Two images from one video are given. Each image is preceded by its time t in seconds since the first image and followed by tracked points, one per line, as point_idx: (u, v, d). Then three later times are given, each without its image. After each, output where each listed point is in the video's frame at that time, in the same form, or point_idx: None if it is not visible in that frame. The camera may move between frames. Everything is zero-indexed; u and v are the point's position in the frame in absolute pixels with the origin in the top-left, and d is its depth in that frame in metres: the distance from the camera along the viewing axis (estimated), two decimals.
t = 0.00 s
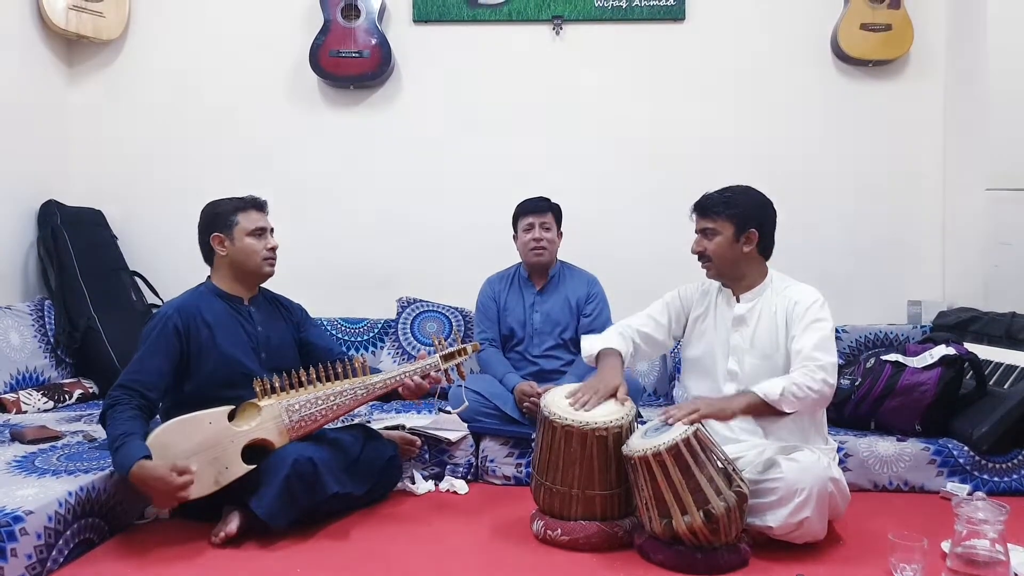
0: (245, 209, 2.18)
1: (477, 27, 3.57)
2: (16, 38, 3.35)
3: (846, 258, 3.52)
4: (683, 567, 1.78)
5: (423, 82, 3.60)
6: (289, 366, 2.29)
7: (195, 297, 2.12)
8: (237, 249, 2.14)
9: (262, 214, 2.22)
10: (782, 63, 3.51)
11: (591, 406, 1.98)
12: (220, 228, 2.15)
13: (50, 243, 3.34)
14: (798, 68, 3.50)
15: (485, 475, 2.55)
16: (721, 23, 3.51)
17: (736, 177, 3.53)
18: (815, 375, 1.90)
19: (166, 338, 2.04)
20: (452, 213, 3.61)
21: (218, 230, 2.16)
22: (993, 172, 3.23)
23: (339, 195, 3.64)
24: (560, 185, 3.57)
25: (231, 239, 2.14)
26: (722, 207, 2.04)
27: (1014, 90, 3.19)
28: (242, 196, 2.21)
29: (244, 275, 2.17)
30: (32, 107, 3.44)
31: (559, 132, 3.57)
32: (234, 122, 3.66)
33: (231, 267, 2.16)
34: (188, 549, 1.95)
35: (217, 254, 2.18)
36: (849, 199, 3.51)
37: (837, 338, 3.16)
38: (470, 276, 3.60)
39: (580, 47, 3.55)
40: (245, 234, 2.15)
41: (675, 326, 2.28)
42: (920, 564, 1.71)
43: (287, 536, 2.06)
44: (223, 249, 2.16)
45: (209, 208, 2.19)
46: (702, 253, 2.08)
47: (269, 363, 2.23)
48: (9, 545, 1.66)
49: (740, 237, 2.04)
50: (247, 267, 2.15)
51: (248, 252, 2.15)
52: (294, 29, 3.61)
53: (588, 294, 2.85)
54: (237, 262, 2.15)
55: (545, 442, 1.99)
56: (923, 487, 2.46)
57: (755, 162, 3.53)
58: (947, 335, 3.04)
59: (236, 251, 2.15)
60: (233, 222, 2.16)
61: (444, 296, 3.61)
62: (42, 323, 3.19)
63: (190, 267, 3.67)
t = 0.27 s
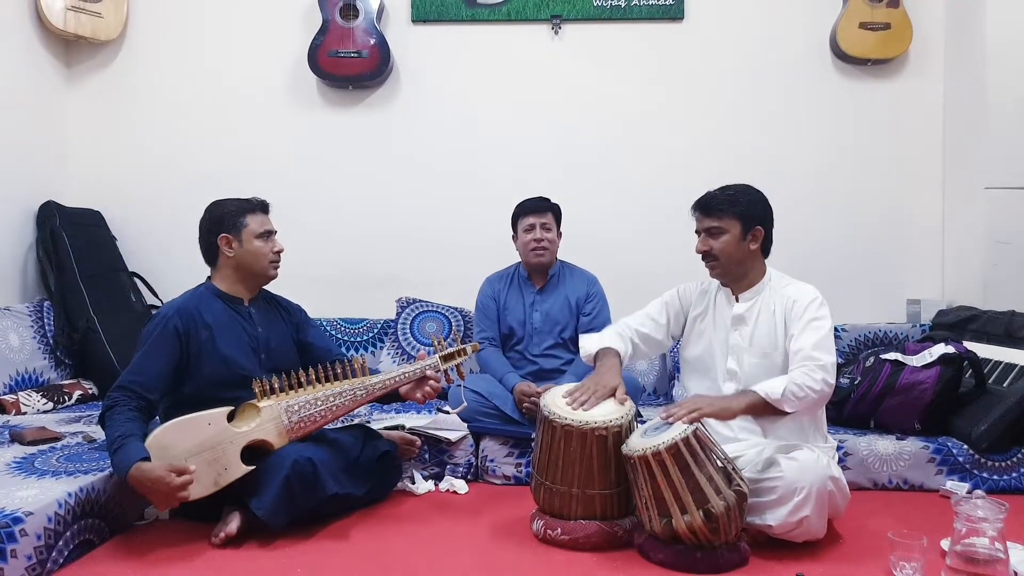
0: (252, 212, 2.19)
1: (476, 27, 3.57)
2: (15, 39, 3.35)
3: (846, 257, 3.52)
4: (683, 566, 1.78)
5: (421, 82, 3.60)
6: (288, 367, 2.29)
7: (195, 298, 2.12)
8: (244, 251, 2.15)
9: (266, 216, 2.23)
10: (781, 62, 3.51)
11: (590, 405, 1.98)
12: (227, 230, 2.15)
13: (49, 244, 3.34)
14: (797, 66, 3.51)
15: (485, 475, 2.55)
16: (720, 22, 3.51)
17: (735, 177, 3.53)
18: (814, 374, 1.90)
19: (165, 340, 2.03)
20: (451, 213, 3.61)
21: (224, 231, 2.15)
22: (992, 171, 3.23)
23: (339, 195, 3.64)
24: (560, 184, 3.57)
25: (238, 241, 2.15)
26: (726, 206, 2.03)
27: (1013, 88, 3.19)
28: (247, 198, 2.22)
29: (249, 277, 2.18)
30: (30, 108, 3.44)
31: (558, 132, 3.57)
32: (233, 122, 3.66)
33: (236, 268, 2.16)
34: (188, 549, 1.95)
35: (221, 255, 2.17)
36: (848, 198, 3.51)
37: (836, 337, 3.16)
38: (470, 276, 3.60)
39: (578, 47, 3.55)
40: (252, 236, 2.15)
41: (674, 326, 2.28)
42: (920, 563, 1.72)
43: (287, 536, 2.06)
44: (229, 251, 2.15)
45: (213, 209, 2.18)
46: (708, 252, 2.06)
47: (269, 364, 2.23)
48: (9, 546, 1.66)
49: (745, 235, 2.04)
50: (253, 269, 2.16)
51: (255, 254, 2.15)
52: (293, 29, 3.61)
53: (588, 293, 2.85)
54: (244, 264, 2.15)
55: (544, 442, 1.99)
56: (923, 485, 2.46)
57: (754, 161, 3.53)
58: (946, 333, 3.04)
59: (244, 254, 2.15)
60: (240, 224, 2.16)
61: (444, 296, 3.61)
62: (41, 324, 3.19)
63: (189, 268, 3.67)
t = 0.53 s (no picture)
0: (256, 213, 2.18)
1: (474, 26, 3.57)
2: (13, 38, 3.34)
3: (845, 256, 3.52)
4: (682, 565, 1.79)
5: (421, 81, 3.59)
6: (287, 366, 2.29)
7: (193, 298, 2.12)
8: (247, 253, 2.14)
9: (269, 218, 2.23)
10: (780, 62, 3.51)
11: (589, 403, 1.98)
12: (230, 231, 2.15)
13: (47, 244, 3.34)
14: (796, 66, 3.51)
15: (485, 473, 2.55)
16: (719, 22, 3.51)
17: (733, 176, 3.54)
18: (812, 370, 1.89)
19: (164, 340, 2.03)
20: (450, 212, 3.61)
21: (227, 232, 2.15)
22: (990, 170, 3.23)
23: (338, 194, 3.63)
24: (559, 184, 3.57)
25: (241, 242, 2.14)
26: (733, 204, 2.02)
27: (1011, 86, 3.19)
28: (251, 200, 2.21)
29: (251, 278, 2.18)
30: (29, 108, 3.44)
31: (558, 131, 3.57)
32: (232, 121, 3.66)
33: (239, 269, 2.16)
34: (187, 549, 1.95)
35: (222, 256, 2.17)
36: (847, 197, 3.52)
37: (835, 336, 3.16)
38: (469, 276, 3.60)
39: (577, 46, 3.55)
40: (255, 238, 2.15)
41: (672, 321, 2.28)
42: (919, 561, 1.72)
43: (286, 535, 2.06)
44: (230, 252, 2.15)
45: (216, 209, 2.18)
46: (716, 251, 2.05)
47: (268, 364, 2.23)
48: (8, 545, 1.66)
49: (751, 233, 2.05)
50: (255, 270, 2.16)
51: (258, 256, 2.15)
52: (292, 28, 3.60)
53: (585, 293, 2.86)
54: (246, 265, 2.15)
55: (543, 441, 1.99)
56: (922, 484, 2.46)
57: (754, 160, 3.53)
58: (945, 332, 3.05)
59: (247, 256, 2.15)
60: (244, 225, 2.16)
61: (443, 296, 3.61)
62: (40, 323, 3.19)
63: (188, 267, 3.67)
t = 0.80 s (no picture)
0: (256, 213, 2.19)
1: (473, 26, 3.57)
2: (11, 40, 3.34)
3: (844, 255, 3.52)
4: (682, 564, 1.79)
5: (419, 81, 3.59)
6: (287, 367, 2.28)
7: (193, 298, 2.12)
8: (247, 252, 2.14)
9: (269, 218, 2.23)
10: (778, 61, 3.51)
11: (589, 403, 1.99)
12: (230, 230, 2.14)
13: (46, 245, 3.34)
14: (794, 66, 3.51)
15: (485, 473, 2.55)
16: (717, 21, 3.51)
17: (732, 176, 3.54)
18: (808, 372, 1.89)
19: (164, 340, 2.03)
20: (449, 212, 3.60)
21: (227, 231, 2.14)
22: (989, 168, 3.23)
23: (337, 194, 3.63)
24: (557, 184, 3.57)
25: (241, 241, 2.14)
26: (748, 199, 2.02)
27: (1010, 85, 3.19)
28: (250, 200, 2.22)
29: (251, 278, 2.18)
30: (27, 109, 3.43)
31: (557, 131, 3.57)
32: (230, 122, 3.66)
33: (239, 269, 2.16)
34: (187, 550, 1.95)
35: (222, 255, 2.16)
36: (845, 196, 3.52)
37: (835, 335, 3.16)
38: (468, 276, 3.60)
39: (575, 46, 3.55)
40: (256, 238, 2.15)
41: (674, 323, 2.27)
42: (919, 560, 1.72)
43: (286, 536, 2.06)
44: (231, 251, 2.15)
45: (216, 209, 2.17)
46: (733, 246, 2.04)
47: (268, 364, 2.23)
48: (7, 547, 1.66)
49: (762, 230, 2.07)
50: (255, 270, 2.16)
51: (258, 256, 2.15)
52: (290, 29, 3.60)
53: (580, 292, 2.86)
54: (246, 265, 2.15)
55: (543, 441, 1.99)
56: (922, 482, 2.46)
57: (753, 160, 3.53)
58: (944, 330, 3.05)
59: (247, 256, 2.15)
60: (244, 224, 2.16)
61: (442, 296, 3.61)
62: (39, 325, 3.19)
63: (187, 268, 3.67)
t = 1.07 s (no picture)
0: (256, 216, 2.19)
1: (470, 26, 3.57)
2: (7, 43, 3.34)
3: (843, 254, 3.52)
4: (682, 564, 1.79)
5: (417, 82, 3.59)
6: (285, 369, 2.28)
7: (191, 301, 2.12)
8: (246, 256, 2.14)
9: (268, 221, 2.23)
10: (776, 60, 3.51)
11: (587, 403, 1.98)
12: (230, 233, 2.14)
13: (44, 248, 3.34)
14: (791, 64, 3.51)
15: (484, 474, 2.54)
16: (714, 20, 3.51)
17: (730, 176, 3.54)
18: (812, 365, 1.90)
19: (161, 343, 2.03)
20: (447, 213, 3.60)
21: (226, 234, 2.14)
22: (987, 166, 3.24)
23: (335, 196, 3.63)
24: (556, 184, 3.57)
25: (241, 245, 2.14)
26: (757, 198, 2.03)
27: (1007, 83, 3.20)
28: (250, 202, 2.22)
29: (250, 281, 2.18)
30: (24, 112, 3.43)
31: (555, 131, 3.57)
32: (228, 124, 3.65)
33: (239, 272, 2.16)
34: (187, 552, 1.95)
35: (222, 259, 2.16)
36: (844, 195, 3.52)
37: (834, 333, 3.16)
38: (466, 276, 3.60)
39: (572, 46, 3.55)
40: (255, 241, 2.15)
41: (670, 319, 2.26)
42: (917, 558, 1.72)
43: (286, 538, 2.05)
44: (231, 254, 2.15)
45: (216, 212, 2.17)
46: (740, 244, 2.03)
47: (266, 367, 2.22)
48: (7, 550, 1.65)
49: (766, 231, 2.08)
50: (254, 274, 2.16)
51: (258, 259, 2.15)
52: (287, 30, 3.60)
53: (576, 293, 2.86)
54: (245, 268, 2.15)
55: (542, 441, 1.99)
56: (921, 481, 2.46)
57: (750, 159, 3.53)
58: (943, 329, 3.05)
59: (247, 259, 2.15)
60: (244, 228, 2.15)
61: (441, 297, 3.61)
62: (37, 328, 3.18)
63: (185, 270, 3.66)
